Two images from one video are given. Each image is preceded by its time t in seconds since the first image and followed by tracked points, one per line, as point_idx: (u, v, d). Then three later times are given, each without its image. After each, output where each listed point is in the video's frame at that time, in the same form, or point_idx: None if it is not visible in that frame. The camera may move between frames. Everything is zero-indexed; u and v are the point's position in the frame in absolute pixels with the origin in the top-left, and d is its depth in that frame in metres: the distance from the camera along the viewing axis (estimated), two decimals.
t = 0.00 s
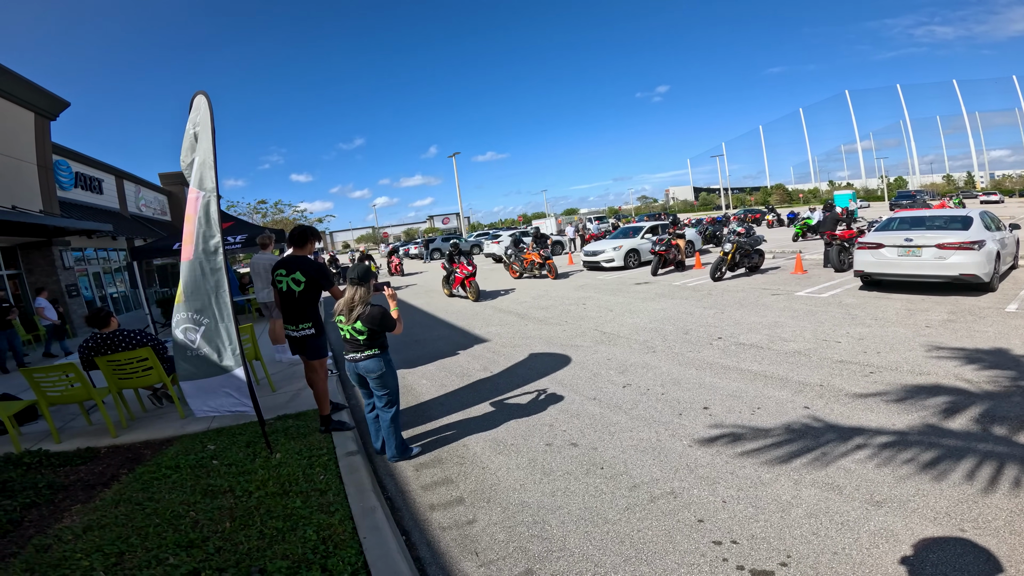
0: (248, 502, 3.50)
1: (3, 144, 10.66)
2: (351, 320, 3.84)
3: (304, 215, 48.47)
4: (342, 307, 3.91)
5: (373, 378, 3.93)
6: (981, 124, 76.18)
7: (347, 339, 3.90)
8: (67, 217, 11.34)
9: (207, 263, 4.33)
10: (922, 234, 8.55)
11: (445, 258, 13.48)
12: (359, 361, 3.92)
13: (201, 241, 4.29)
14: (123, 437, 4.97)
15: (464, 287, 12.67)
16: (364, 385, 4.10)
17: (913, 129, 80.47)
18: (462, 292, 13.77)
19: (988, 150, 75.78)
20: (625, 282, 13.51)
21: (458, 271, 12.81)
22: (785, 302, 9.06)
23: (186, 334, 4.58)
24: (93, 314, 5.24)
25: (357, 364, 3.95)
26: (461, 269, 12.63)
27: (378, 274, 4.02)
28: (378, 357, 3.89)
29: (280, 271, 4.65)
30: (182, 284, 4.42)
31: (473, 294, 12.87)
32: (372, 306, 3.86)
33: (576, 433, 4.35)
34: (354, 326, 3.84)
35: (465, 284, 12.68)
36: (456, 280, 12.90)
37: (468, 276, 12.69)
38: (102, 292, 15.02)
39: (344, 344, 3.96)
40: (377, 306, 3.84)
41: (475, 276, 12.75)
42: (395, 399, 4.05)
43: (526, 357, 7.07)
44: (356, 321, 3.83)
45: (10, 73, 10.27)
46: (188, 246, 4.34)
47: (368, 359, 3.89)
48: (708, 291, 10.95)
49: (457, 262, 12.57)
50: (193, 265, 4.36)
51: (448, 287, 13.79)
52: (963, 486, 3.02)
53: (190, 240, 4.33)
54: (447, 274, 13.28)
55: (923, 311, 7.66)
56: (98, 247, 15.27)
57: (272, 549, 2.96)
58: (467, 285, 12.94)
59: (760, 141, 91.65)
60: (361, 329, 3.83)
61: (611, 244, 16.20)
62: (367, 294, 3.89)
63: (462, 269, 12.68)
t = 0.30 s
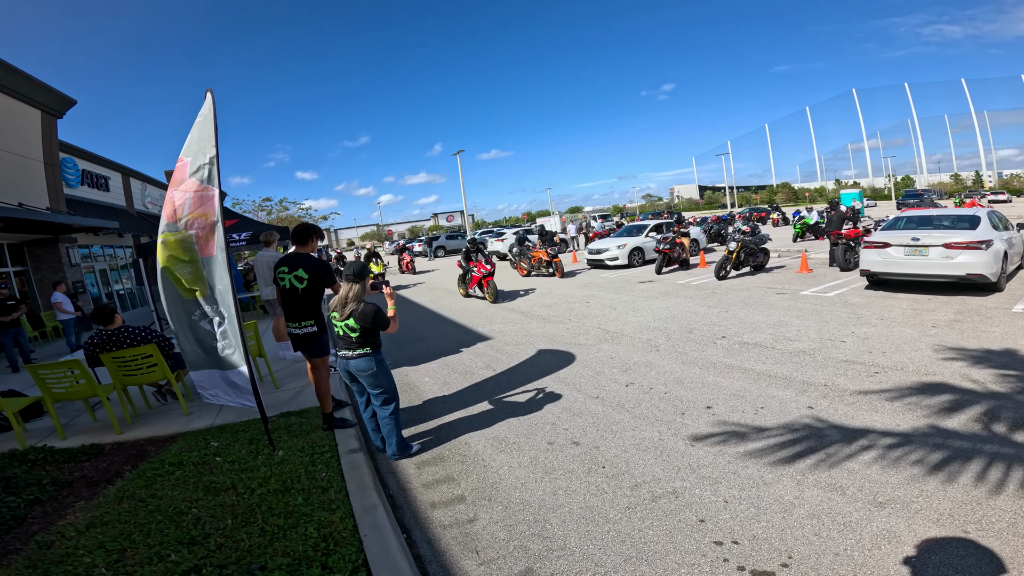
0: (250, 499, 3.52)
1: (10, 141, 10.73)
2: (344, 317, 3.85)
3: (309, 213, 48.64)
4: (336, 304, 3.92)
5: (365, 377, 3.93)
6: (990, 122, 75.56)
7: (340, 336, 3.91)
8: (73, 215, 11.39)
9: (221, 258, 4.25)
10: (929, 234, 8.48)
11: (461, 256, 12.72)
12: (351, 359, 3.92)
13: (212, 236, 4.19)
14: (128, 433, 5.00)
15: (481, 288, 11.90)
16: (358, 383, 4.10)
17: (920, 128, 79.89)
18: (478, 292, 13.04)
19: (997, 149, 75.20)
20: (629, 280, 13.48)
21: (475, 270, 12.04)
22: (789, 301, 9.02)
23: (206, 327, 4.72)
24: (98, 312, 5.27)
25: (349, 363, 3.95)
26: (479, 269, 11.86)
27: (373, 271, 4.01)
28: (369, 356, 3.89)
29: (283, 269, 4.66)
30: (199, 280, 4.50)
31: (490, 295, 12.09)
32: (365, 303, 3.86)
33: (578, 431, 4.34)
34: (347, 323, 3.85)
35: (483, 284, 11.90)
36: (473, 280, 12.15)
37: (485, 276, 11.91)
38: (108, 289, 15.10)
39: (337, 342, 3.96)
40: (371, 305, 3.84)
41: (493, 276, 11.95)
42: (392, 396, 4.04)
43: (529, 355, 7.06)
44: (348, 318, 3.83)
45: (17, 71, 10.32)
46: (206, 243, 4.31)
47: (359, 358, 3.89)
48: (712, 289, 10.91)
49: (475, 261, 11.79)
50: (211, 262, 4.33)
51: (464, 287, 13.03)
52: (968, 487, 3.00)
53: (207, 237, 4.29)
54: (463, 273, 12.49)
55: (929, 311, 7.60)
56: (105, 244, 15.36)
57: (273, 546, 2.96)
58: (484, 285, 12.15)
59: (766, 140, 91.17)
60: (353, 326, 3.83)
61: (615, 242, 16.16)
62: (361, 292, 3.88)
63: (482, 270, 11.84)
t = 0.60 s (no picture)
0: (251, 498, 3.52)
1: (14, 142, 10.77)
2: (343, 319, 3.85)
3: (310, 212, 48.67)
4: (335, 305, 3.92)
5: (363, 379, 3.94)
6: (994, 120, 75.22)
7: (338, 338, 3.91)
8: (76, 215, 11.41)
9: (221, 257, 4.24)
10: (933, 232, 8.45)
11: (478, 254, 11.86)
12: (349, 361, 3.92)
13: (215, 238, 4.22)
14: (130, 433, 5.01)
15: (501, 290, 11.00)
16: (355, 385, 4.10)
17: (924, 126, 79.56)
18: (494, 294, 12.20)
19: (1001, 147, 74.88)
20: (631, 279, 13.46)
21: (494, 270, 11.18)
22: (792, 300, 8.99)
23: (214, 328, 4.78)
24: (100, 312, 5.29)
25: (347, 365, 3.96)
26: (499, 269, 10.99)
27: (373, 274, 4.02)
28: (368, 358, 3.89)
29: (284, 269, 4.67)
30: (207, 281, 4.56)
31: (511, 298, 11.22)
32: (364, 305, 3.86)
33: (580, 431, 4.34)
34: (346, 325, 3.85)
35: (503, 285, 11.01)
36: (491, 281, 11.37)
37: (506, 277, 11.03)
38: (111, 289, 15.14)
39: (336, 343, 3.96)
40: (371, 307, 3.85)
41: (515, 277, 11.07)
42: (385, 399, 4.04)
43: (531, 354, 7.05)
44: (348, 320, 3.83)
45: (20, 72, 10.34)
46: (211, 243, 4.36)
47: (358, 360, 3.89)
48: (714, 288, 10.88)
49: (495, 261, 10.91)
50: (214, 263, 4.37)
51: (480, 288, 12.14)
52: (970, 487, 2.99)
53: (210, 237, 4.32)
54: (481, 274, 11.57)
55: (933, 310, 7.57)
56: (108, 244, 15.40)
57: (273, 545, 2.97)
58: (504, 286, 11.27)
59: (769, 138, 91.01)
60: (352, 328, 3.83)
61: (617, 241, 16.14)
62: (361, 294, 3.88)
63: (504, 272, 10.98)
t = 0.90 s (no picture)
0: (250, 497, 3.53)
1: (12, 142, 10.76)
2: (339, 320, 3.85)
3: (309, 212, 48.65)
4: (330, 307, 3.92)
5: (359, 382, 3.96)
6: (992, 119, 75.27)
7: (335, 340, 3.92)
8: (75, 216, 11.42)
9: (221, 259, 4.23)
10: (931, 231, 8.45)
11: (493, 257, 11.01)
12: (345, 364, 3.93)
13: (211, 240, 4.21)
14: (129, 433, 5.02)
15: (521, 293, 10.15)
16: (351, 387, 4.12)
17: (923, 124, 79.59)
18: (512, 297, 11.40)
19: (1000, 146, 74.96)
20: (630, 278, 13.47)
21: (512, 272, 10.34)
22: (790, 299, 9.00)
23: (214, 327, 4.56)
24: (99, 312, 5.28)
25: (344, 368, 3.97)
26: (518, 272, 10.14)
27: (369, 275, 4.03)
28: (364, 360, 3.91)
29: (282, 269, 4.67)
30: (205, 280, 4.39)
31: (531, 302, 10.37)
32: (360, 307, 3.87)
33: (578, 430, 4.35)
34: (342, 326, 3.85)
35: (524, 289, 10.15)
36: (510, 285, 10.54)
37: (527, 280, 10.17)
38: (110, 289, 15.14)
39: (332, 345, 3.97)
40: (367, 308, 3.86)
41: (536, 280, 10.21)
42: (381, 402, 4.06)
43: (529, 353, 7.06)
44: (344, 321, 3.84)
45: (18, 72, 10.34)
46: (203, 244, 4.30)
47: (354, 363, 3.91)
48: (713, 287, 10.90)
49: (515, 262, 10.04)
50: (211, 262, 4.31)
51: (496, 290, 11.29)
52: (966, 485, 2.99)
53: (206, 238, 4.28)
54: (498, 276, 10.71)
55: (931, 308, 7.58)
56: (107, 244, 15.39)
57: (271, 545, 2.97)
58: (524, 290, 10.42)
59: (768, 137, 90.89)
60: (349, 330, 3.84)
61: (617, 240, 16.15)
62: (357, 294, 3.89)
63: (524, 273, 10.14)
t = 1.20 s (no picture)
0: (245, 497, 3.53)
1: (7, 141, 10.73)
2: (331, 322, 3.86)
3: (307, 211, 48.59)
4: (322, 308, 3.93)
5: (353, 382, 3.96)
6: (988, 119, 75.57)
7: (328, 341, 3.92)
8: (71, 215, 11.39)
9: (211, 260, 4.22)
10: (925, 231, 8.50)
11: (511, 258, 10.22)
12: (339, 364, 3.95)
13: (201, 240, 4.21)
14: (124, 433, 5.01)
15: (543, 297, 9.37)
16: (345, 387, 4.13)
17: (919, 124, 79.85)
18: (529, 301, 10.60)
19: (995, 146, 75.23)
20: (627, 278, 13.50)
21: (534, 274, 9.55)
22: (786, 299, 9.03)
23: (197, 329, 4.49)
24: (94, 312, 5.27)
25: (337, 368, 3.98)
26: (541, 273, 9.35)
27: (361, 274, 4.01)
28: (358, 360, 3.92)
29: (277, 269, 4.68)
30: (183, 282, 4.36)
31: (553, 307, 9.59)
32: (352, 308, 3.87)
33: (573, 430, 4.36)
34: (334, 328, 3.86)
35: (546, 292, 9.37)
36: (531, 287, 9.72)
37: (550, 282, 9.38)
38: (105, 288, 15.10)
39: (326, 346, 3.98)
40: (359, 310, 3.86)
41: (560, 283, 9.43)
42: (375, 402, 4.07)
43: (526, 353, 7.08)
44: (336, 323, 3.85)
45: (14, 72, 10.31)
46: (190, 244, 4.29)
47: (348, 363, 3.91)
48: (709, 287, 10.94)
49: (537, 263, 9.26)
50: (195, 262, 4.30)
51: (513, 294, 10.48)
52: (956, 484, 3.02)
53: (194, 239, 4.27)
54: (517, 278, 9.91)
55: (925, 308, 7.62)
56: (102, 244, 15.35)
57: (266, 544, 2.98)
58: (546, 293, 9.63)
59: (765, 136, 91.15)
60: (341, 331, 3.84)
61: (613, 240, 16.18)
62: (348, 295, 3.89)
63: (547, 275, 9.37)
